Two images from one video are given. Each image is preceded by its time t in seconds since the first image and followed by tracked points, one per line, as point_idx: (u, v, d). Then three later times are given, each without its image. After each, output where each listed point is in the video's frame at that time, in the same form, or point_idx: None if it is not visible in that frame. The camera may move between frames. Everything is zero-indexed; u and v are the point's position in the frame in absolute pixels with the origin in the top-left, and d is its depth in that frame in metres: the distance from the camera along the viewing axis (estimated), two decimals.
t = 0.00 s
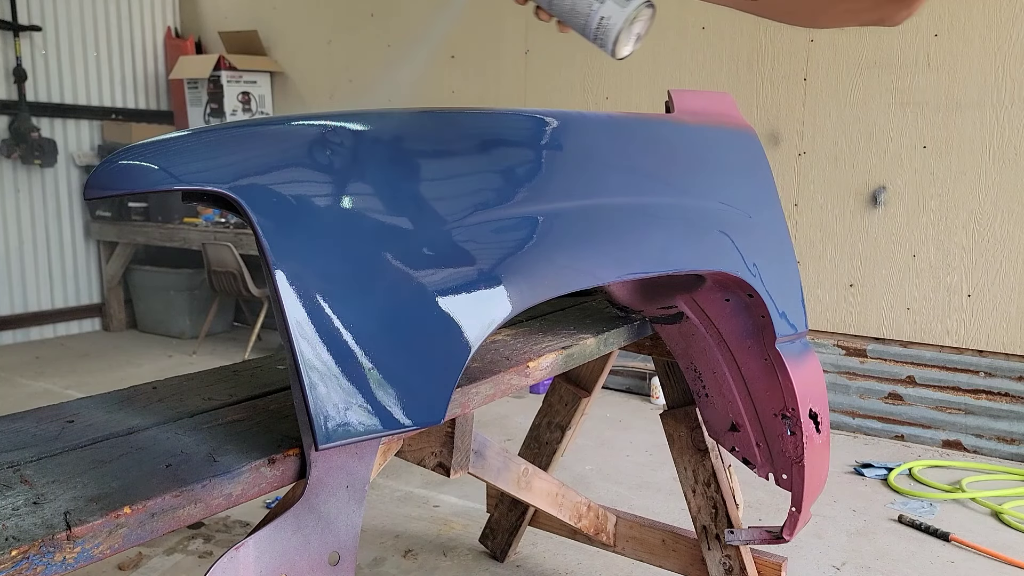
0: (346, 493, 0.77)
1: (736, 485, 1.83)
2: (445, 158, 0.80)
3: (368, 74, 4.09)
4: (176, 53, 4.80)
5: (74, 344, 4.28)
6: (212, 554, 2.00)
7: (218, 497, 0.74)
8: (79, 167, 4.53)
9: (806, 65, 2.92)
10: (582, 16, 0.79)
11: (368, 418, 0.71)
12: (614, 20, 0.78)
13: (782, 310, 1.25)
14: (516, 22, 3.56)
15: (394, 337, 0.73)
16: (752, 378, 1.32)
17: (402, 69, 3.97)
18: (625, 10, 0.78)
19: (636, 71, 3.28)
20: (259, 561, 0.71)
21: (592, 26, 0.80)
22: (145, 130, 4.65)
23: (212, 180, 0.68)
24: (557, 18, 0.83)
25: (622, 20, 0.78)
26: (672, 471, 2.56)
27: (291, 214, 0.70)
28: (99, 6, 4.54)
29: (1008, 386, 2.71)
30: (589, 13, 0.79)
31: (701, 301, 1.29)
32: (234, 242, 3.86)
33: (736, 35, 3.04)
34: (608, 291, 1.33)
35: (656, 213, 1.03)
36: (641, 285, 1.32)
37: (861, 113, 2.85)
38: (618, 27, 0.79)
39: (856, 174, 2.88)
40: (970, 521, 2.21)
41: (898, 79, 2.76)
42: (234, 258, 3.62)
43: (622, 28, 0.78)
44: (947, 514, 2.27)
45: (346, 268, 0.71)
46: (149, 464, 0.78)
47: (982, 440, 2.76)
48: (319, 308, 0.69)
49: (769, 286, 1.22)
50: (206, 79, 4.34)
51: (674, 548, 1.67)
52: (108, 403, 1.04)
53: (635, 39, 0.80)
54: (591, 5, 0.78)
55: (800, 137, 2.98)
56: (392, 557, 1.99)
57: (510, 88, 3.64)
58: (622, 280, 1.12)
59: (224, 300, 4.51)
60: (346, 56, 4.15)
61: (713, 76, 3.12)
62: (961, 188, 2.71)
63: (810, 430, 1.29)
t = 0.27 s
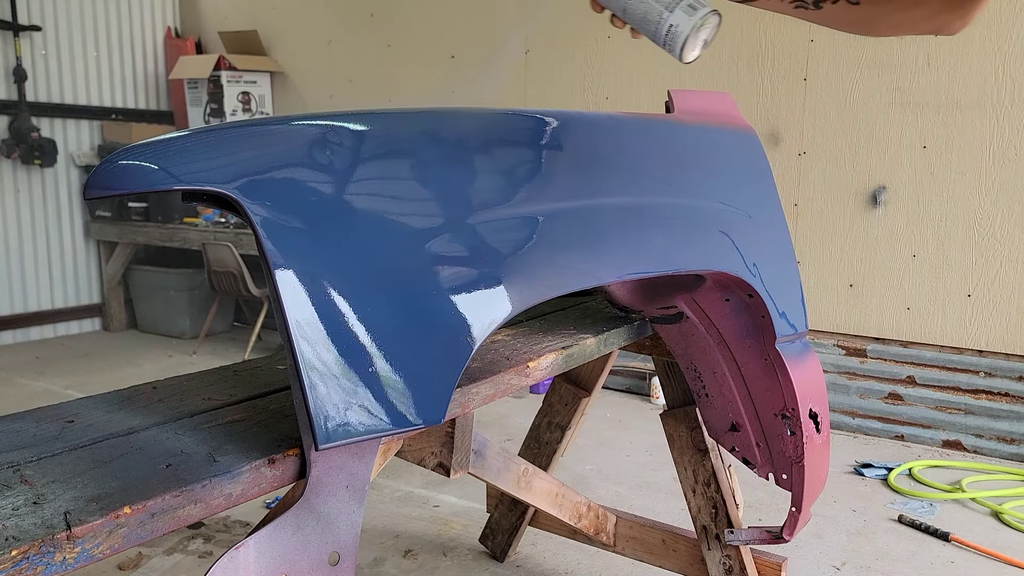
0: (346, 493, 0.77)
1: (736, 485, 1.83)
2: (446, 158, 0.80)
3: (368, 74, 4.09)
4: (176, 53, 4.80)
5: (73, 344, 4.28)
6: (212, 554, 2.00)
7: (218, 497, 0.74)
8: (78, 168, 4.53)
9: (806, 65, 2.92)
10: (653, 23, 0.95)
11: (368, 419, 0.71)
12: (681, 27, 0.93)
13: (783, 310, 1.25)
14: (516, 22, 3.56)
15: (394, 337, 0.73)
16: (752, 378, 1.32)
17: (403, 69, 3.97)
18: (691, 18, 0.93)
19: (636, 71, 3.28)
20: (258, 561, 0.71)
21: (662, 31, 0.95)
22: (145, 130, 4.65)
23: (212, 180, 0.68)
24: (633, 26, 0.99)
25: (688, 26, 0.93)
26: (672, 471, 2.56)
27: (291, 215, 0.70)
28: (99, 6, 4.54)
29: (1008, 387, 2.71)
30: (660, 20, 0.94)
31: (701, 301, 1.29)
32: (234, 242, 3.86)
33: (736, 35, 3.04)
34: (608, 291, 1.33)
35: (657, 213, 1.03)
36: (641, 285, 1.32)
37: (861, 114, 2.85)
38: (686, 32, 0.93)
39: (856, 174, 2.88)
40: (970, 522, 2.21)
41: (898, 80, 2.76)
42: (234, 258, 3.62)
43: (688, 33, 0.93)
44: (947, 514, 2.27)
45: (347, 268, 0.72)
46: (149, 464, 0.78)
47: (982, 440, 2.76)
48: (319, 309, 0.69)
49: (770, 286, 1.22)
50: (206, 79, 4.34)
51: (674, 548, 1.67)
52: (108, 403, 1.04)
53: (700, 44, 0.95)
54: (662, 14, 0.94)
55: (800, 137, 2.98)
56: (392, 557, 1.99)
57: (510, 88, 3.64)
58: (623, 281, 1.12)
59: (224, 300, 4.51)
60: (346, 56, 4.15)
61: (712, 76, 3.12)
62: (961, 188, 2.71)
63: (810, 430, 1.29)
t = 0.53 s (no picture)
0: (346, 493, 0.77)
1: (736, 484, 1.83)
2: (446, 158, 0.80)
3: (369, 74, 4.09)
4: (176, 53, 4.80)
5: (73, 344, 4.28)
6: (211, 554, 2.00)
7: (218, 497, 0.74)
8: (78, 167, 4.53)
9: (806, 65, 2.92)
10: (708, 29, 0.93)
11: (368, 419, 0.71)
12: (736, 33, 0.91)
13: (783, 310, 1.25)
14: (516, 22, 3.56)
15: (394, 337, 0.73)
16: (752, 378, 1.32)
17: (403, 69, 3.97)
18: (745, 24, 0.91)
19: (636, 70, 3.28)
20: (258, 561, 0.71)
21: (717, 37, 0.93)
22: (145, 130, 4.65)
23: (212, 180, 0.67)
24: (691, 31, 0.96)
25: (744, 32, 0.91)
26: (672, 471, 2.56)
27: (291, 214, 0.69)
28: (99, 6, 4.54)
29: (1008, 387, 2.71)
30: (714, 28, 0.92)
31: (701, 301, 1.29)
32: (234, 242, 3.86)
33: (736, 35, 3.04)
34: (609, 291, 1.33)
35: (657, 213, 1.03)
36: (641, 285, 1.32)
37: (861, 113, 2.84)
38: (741, 37, 0.91)
39: (856, 174, 2.88)
40: (970, 522, 2.21)
41: (898, 79, 2.76)
42: (234, 258, 3.63)
43: (743, 39, 0.91)
44: (948, 514, 2.27)
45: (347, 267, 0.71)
46: (150, 464, 0.78)
47: (982, 440, 2.76)
48: (319, 308, 0.69)
49: (770, 285, 1.22)
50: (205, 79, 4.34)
51: (674, 548, 1.67)
52: (108, 403, 1.04)
53: (756, 49, 0.92)
54: (717, 20, 0.92)
55: (800, 137, 2.98)
56: (392, 557, 1.99)
57: (510, 88, 3.64)
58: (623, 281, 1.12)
59: (224, 300, 4.51)
60: (345, 56, 4.15)
61: (712, 76, 3.12)
62: (961, 189, 2.71)
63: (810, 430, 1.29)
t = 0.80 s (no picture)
0: (346, 493, 0.77)
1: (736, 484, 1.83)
2: (446, 158, 0.80)
3: (369, 74, 4.09)
4: (176, 53, 4.80)
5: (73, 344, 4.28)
6: (211, 554, 2.00)
7: (218, 497, 0.74)
8: (78, 167, 4.53)
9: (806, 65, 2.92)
10: (757, 41, 1.02)
11: (368, 419, 0.71)
12: (781, 46, 1.01)
13: (783, 309, 1.25)
14: (516, 22, 3.56)
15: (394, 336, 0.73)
16: (752, 378, 1.32)
17: (403, 69, 3.97)
18: (791, 38, 1.00)
19: (636, 69, 3.28)
20: (258, 561, 0.71)
21: (764, 49, 1.03)
22: (145, 130, 4.64)
23: (211, 179, 0.67)
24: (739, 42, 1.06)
25: (789, 45, 1.01)
26: (672, 471, 2.56)
27: (290, 214, 0.69)
28: (99, 6, 4.54)
29: (1008, 387, 2.71)
30: (762, 41, 1.02)
31: (701, 301, 1.29)
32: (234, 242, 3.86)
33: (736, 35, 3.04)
34: (609, 291, 1.33)
35: (657, 213, 1.03)
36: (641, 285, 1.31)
37: (861, 114, 2.85)
38: (786, 50, 1.01)
39: (856, 174, 2.88)
40: (970, 521, 2.21)
41: (898, 79, 2.76)
42: (234, 258, 3.63)
43: (787, 52, 1.01)
44: (948, 514, 2.27)
45: (348, 266, 0.71)
46: (150, 464, 0.78)
47: (982, 440, 2.76)
48: (320, 308, 0.69)
49: (770, 285, 1.22)
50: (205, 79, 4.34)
51: (674, 548, 1.67)
52: (108, 403, 1.04)
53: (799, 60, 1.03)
54: (765, 33, 1.02)
55: (800, 137, 2.98)
56: (392, 557, 1.99)
57: (510, 88, 3.64)
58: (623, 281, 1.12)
59: (224, 300, 4.51)
60: (345, 56, 4.15)
61: (712, 76, 3.12)
62: (961, 189, 2.71)
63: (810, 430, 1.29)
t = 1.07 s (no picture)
0: (346, 493, 0.77)
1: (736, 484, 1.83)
2: (447, 158, 0.80)
3: (369, 74, 4.09)
4: (176, 53, 4.80)
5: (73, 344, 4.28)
6: (211, 554, 2.00)
7: (218, 497, 0.74)
8: (78, 167, 4.53)
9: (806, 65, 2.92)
10: (800, 51, 1.10)
11: (368, 419, 0.71)
12: (821, 55, 1.07)
13: (782, 310, 1.25)
14: (516, 22, 3.56)
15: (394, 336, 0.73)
16: (752, 378, 1.32)
17: (403, 69, 3.97)
18: (832, 47, 1.07)
19: (636, 69, 3.28)
20: (258, 561, 0.71)
21: (806, 58, 1.09)
22: (145, 130, 4.64)
23: (212, 179, 0.67)
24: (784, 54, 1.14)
25: (828, 54, 1.07)
26: (672, 471, 2.56)
27: (291, 214, 0.69)
28: (99, 6, 4.54)
29: (1008, 387, 2.71)
30: (805, 49, 1.09)
31: (701, 301, 1.29)
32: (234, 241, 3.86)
33: (736, 34, 3.04)
34: (609, 291, 1.33)
35: (657, 213, 1.03)
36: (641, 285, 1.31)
37: (861, 113, 2.85)
38: (826, 60, 1.08)
39: (856, 175, 2.88)
40: (970, 521, 2.21)
41: (898, 79, 2.76)
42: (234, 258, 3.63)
43: (826, 60, 1.07)
44: (947, 514, 2.27)
45: (348, 266, 0.71)
46: (150, 464, 0.78)
47: (982, 440, 2.76)
48: (320, 308, 0.69)
49: (769, 285, 1.22)
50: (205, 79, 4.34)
51: (674, 548, 1.67)
52: (108, 403, 1.04)
53: (838, 70, 1.09)
54: (808, 44, 1.09)
55: (799, 137, 2.98)
56: (392, 557, 1.99)
57: (510, 88, 3.64)
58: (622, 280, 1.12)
59: (224, 300, 4.51)
60: (346, 56, 4.15)
61: (712, 76, 3.12)
62: (961, 189, 2.71)
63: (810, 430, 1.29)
